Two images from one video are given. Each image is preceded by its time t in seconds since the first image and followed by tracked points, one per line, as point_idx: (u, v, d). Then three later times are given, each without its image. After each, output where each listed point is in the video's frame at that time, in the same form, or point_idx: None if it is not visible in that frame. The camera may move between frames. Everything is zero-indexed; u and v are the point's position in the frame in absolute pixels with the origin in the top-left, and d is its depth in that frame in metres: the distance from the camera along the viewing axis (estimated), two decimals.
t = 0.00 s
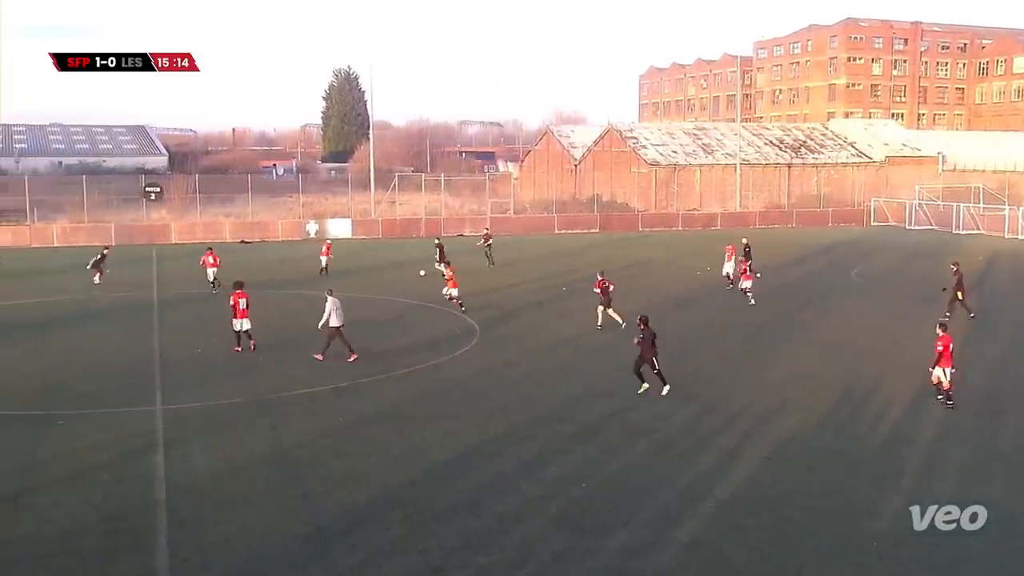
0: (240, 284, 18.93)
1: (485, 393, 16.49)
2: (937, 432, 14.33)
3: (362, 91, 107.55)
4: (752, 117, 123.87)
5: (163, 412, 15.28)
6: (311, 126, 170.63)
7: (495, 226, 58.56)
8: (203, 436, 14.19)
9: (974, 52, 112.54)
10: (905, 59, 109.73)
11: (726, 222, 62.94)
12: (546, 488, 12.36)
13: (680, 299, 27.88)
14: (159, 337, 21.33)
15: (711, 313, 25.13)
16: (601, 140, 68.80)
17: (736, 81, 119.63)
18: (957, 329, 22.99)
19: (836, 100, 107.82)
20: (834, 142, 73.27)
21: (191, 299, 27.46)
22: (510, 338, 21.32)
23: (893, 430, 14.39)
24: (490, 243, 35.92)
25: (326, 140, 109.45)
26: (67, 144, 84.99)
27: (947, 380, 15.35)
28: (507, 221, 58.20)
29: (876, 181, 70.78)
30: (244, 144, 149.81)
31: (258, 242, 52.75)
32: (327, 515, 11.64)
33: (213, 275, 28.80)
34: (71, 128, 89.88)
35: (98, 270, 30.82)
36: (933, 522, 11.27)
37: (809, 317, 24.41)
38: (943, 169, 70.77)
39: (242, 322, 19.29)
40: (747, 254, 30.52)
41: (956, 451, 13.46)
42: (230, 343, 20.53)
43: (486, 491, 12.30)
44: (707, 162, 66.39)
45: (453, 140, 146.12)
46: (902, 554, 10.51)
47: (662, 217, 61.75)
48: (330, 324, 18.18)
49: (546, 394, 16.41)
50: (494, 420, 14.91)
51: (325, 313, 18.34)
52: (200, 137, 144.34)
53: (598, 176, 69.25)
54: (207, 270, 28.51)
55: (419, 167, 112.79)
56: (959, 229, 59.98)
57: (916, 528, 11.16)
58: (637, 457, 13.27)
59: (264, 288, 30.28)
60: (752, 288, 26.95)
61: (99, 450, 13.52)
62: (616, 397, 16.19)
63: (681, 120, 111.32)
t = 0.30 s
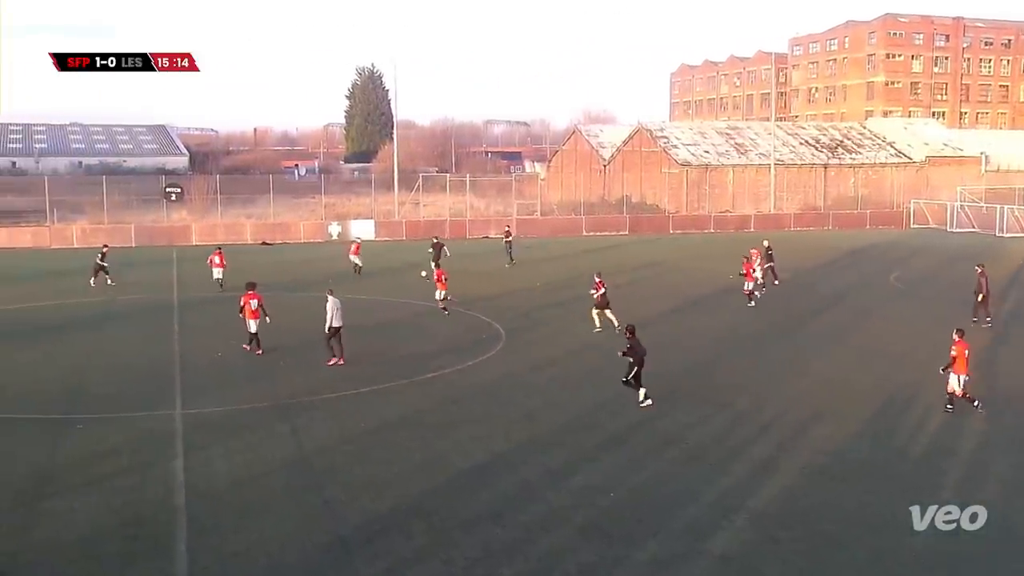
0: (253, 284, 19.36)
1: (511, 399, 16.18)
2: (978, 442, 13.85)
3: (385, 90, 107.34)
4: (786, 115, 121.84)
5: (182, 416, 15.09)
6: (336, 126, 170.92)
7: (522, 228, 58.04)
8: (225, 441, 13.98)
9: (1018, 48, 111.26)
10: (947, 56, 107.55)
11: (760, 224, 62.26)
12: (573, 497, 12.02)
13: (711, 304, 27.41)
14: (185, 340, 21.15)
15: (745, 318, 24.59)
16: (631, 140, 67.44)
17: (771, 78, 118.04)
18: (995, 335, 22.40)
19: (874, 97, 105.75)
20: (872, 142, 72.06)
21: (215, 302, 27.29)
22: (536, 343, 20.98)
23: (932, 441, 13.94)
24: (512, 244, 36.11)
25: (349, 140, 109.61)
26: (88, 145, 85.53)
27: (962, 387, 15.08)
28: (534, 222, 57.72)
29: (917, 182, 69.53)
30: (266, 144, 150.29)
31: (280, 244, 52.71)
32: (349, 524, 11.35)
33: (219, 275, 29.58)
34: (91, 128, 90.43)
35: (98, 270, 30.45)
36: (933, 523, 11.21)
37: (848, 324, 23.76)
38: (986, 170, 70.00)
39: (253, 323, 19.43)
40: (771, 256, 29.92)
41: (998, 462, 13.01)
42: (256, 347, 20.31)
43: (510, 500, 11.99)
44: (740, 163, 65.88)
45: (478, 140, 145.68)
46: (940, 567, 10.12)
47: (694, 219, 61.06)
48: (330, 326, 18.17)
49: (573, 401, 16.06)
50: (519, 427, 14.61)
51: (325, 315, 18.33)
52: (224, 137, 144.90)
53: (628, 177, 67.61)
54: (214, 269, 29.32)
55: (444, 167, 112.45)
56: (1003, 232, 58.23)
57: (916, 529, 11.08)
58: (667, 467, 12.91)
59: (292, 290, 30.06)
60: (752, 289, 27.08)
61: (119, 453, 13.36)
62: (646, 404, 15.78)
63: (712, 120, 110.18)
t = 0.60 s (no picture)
0: (263, 284, 19.39)
1: (537, 405, 15.88)
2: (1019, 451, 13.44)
3: (409, 89, 107.40)
4: (821, 113, 120.53)
5: (201, 420, 14.90)
6: (359, 126, 171.31)
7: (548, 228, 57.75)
8: (244, 446, 13.75)
9: None
10: (988, 52, 106.44)
11: (794, 225, 61.55)
12: (598, 507, 11.71)
13: (739, 307, 27.03)
14: (208, 343, 21.03)
15: (777, 323, 24.16)
16: (660, 139, 67.68)
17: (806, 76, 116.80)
18: None
19: (913, 95, 104.34)
20: (910, 142, 71.05)
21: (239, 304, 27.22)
22: (562, 348, 20.67)
23: (974, 450, 13.51)
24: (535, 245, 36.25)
25: (372, 140, 109.65)
26: (108, 144, 86.02)
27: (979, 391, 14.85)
28: (561, 223, 57.34)
29: (957, 183, 68.72)
30: (287, 143, 150.71)
31: (300, 244, 52.76)
32: (370, 531, 11.08)
33: (223, 275, 30.02)
34: (111, 128, 90.92)
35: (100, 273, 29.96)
36: (934, 523, 11.14)
37: (884, 329, 23.27)
38: None
39: (263, 323, 19.49)
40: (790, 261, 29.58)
41: None
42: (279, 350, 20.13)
43: (536, 509, 11.68)
44: (774, 163, 65.17)
45: (503, 140, 145.38)
46: None
47: (728, 220, 60.27)
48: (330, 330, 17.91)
49: (600, 407, 15.73)
50: (544, 434, 14.33)
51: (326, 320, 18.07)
52: (246, 137, 145.36)
53: (657, 176, 68.05)
54: (219, 268, 29.62)
55: (469, 167, 112.24)
56: None
57: (917, 529, 11.00)
58: (698, 476, 12.58)
59: (325, 292, 30.03)
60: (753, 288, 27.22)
61: (137, 458, 13.17)
62: (675, 411, 15.43)
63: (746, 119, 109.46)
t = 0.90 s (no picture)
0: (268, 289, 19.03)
1: (563, 411, 15.59)
2: None
3: (431, 87, 107.51)
4: (856, 112, 119.35)
5: (220, 425, 14.72)
6: (382, 127, 171.75)
7: (573, 230, 57.33)
8: (262, 451, 13.55)
9: None
10: None
11: (829, 227, 60.90)
12: (623, 516, 11.44)
13: (771, 312, 26.64)
14: (230, 346, 20.89)
15: (809, 328, 23.73)
16: (689, 140, 66.57)
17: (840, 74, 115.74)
18: None
19: (952, 92, 103.15)
20: (948, 142, 70.20)
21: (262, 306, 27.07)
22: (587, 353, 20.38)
23: (1011, 460, 13.18)
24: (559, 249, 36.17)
25: (394, 139, 109.43)
26: (126, 144, 86.28)
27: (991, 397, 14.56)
28: (587, 225, 56.92)
29: (996, 184, 67.81)
30: (307, 143, 151.06)
31: (320, 246, 52.77)
32: (391, 539, 10.83)
33: (230, 273, 31.27)
34: (130, 128, 91.15)
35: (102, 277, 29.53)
36: (934, 523, 11.14)
37: (920, 335, 22.79)
38: None
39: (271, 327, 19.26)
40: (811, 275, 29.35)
41: None
42: (300, 354, 19.95)
43: (560, 517, 11.41)
44: (807, 163, 64.85)
45: (528, 140, 145.17)
46: None
47: (759, 222, 59.83)
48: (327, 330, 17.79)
49: (626, 414, 15.41)
50: (569, 440, 14.06)
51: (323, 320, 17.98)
52: (267, 137, 145.72)
53: (687, 177, 66.49)
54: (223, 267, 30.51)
55: (493, 167, 111.98)
56: None
57: (916, 528, 11.00)
58: (727, 484, 12.27)
59: (351, 295, 29.96)
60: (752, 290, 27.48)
61: (153, 463, 12.98)
62: (704, 418, 15.11)
63: (778, 119, 108.63)
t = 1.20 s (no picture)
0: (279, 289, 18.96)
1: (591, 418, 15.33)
2: None
3: (457, 86, 107.67)
4: (893, 111, 118.10)
5: (242, 429, 14.58)
6: (406, 126, 172.11)
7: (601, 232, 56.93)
8: (286, 456, 13.39)
9: None
10: None
11: (865, 229, 60.10)
12: (651, 524, 11.19)
13: (805, 316, 26.25)
14: (253, 349, 20.78)
15: (845, 333, 23.32)
16: (721, 140, 65.76)
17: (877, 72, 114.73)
18: None
19: (992, 91, 101.90)
20: (989, 142, 69.34)
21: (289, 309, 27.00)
22: (614, 358, 20.11)
23: None
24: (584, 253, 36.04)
25: (419, 140, 109.44)
26: (148, 145, 86.81)
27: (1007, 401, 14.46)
28: (616, 226, 56.60)
29: None
30: (331, 143, 151.59)
31: (344, 247, 52.77)
32: (418, 548, 10.62)
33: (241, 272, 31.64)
34: (152, 128, 91.58)
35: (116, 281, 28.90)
36: (934, 523, 11.11)
37: (959, 340, 22.33)
38: None
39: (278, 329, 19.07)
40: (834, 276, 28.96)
41: None
42: (322, 357, 19.80)
43: (586, 526, 11.17)
44: (842, 163, 64.31)
45: (556, 140, 144.94)
46: None
47: (792, 225, 59.40)
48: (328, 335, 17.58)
49: (656, 421, 15.13)
50: (597, 448, 13.81)
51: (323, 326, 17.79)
52: (291, 137, 146.32)
53: (719, 177, 65.99)
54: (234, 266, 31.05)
55: (521, 167, 111.80)
56: None
57: (917, 528, 10.98)
58: (757, 493, 12.00)
59: (378, 298, 29.90)
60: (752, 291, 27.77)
61: (175, 468, 12.86)
62: (735, 426, 14.82)
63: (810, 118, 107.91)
